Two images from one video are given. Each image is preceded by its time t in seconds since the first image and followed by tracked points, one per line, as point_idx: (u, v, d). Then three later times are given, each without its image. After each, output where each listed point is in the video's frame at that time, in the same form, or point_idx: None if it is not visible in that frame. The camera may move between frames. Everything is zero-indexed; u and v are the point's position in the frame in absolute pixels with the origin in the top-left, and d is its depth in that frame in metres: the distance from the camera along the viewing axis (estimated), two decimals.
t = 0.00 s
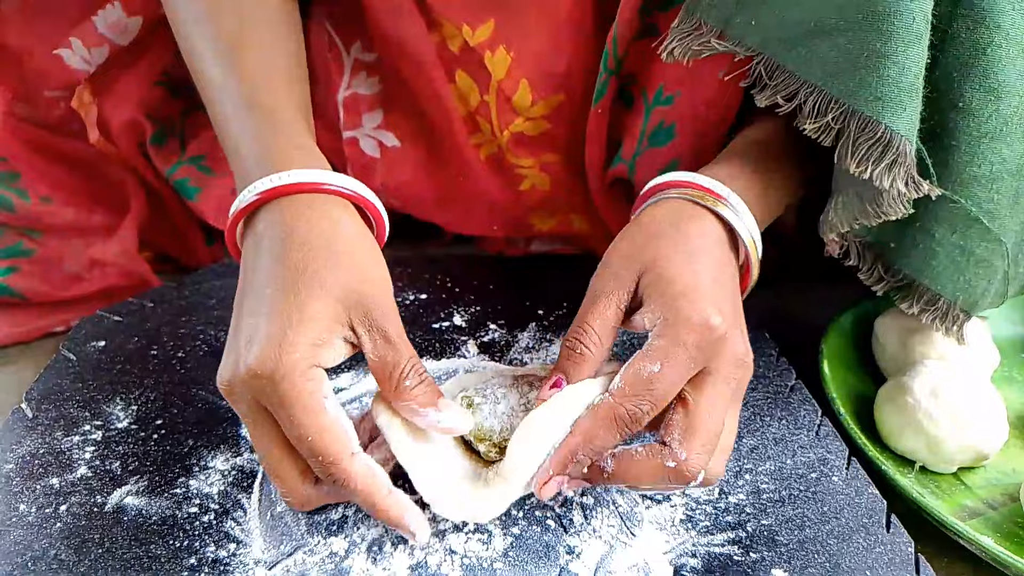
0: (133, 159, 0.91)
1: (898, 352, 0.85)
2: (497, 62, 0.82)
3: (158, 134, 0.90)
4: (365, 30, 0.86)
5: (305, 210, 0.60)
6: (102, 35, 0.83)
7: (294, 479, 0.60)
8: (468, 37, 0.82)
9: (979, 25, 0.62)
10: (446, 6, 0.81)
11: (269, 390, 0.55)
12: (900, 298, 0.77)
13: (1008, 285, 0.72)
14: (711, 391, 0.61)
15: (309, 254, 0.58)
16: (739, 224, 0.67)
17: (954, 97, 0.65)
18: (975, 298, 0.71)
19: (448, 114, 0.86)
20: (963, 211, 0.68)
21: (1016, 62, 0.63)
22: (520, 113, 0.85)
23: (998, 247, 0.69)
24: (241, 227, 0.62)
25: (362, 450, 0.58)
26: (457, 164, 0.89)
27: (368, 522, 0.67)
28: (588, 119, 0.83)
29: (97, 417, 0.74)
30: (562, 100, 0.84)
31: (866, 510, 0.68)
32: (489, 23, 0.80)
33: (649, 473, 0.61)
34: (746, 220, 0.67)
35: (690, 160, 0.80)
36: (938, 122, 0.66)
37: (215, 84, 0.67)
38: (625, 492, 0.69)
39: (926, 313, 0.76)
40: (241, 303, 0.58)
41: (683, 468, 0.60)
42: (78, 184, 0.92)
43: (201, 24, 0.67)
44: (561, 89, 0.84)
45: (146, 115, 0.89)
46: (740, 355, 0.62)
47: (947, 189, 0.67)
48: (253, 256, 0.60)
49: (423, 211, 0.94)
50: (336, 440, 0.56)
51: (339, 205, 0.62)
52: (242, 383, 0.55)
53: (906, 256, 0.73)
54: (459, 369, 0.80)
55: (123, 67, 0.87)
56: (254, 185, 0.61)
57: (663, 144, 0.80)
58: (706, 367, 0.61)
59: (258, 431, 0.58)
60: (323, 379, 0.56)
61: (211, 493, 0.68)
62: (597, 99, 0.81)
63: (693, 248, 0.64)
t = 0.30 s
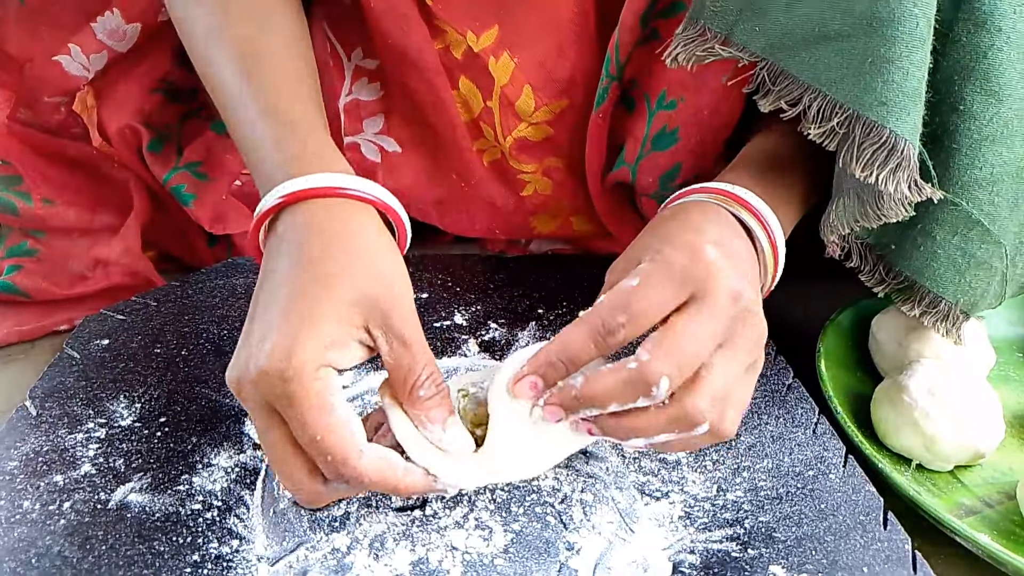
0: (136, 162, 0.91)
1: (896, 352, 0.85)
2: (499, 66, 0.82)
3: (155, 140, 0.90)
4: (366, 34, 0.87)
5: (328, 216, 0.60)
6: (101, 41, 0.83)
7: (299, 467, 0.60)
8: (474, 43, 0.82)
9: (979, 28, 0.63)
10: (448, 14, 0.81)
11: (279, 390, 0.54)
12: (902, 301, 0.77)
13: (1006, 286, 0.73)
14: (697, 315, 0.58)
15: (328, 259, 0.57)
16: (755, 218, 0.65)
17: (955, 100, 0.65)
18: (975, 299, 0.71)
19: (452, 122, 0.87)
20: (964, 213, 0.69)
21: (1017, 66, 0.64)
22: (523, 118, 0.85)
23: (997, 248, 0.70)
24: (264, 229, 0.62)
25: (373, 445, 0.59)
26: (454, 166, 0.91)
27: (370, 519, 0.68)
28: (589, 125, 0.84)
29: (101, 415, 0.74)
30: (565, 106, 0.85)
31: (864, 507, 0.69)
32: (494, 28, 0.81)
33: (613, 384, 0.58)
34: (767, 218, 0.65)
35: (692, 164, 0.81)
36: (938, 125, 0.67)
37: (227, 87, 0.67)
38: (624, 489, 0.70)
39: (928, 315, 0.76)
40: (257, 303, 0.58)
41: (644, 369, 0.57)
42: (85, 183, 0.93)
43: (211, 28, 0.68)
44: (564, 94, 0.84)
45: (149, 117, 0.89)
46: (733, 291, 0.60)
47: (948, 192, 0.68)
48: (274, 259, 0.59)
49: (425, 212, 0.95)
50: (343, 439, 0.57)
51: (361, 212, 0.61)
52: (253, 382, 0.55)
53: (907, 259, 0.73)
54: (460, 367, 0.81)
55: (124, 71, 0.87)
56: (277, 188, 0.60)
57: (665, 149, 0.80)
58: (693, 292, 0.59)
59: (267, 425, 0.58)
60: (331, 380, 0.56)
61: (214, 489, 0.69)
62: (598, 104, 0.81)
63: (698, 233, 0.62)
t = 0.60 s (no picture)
0: (135, 161, 0.91)
1: (895, 352, 0.85)
2: (501, 65, 0.82)
3: (157, 137, 0.90)
4: (366, 34, 0.87)
5: (338, 158, 0.59)
6: (105, 39, 0.83)
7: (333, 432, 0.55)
8: (473, 42, 0.82)
9: (983, 30, 0.63)
10: (447, 12, 0.82)
11: (326, 318, 0.52)
12: (904, 304, 0.77)
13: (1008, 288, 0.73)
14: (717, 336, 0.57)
15: (349, 193, 0.57)
16: (753, 222, 0.65)
17: (958, 102, 0.65)
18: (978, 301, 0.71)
19: (451, 120, 0.87)
20: (968, 216, 0.69)
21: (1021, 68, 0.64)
22: (523, 117, 0.85)
23: (1000, 250, 0.70)
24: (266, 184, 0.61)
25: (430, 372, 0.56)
26: (454, 164, 0.90)
27: (368, 519, 0.68)
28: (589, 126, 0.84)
29: (99, 415, 0.74)
30: (565, 105, 0.85)
31: (863, 508, 0.69)
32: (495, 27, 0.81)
33: (636, 416, 0.56)
34: (764, 219, 0.65)
35: (692, 164, 0.81)
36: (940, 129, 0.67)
37: (234, 74, 0.66)
38: (623, 489, 0.70)
39: (931, 318, 0.76)
40: (278, 249, 0.57)
41: (669, 401, 0.55)
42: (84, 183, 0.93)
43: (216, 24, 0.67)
44: (564, 93, 0.84)
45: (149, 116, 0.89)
46: (750, 311, 0.59)
47: (952, 195, 0.68)
48: (284, 205, 0.58)
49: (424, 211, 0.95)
50: (397, 364, 0.53)
51: (369, 155, 0.61)
52: (293, 314, 0.53)
53: (910, 261, 0.73)
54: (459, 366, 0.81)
55: (126, 70, 0.87)
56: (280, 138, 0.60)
57: (666, 151, 0.80)
58: (720, 312, 0.58)
59: (310, 371, 0.54)
60: (375, 305, 0.54)
61: (212, 489, 0.68)
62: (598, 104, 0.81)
63: (704, 235, 0.62)
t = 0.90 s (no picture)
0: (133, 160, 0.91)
1: (894, 350, 0.85)
2: (499, 62, 0.82)
3: (157, 135, 0.90)
4: (365, 31, 0.87)
5: (344, 157, 0.60)
6: (103, 36, 0.82)
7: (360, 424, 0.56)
8: (473, 39, 0.82)
9: (982, 28, 0.63)
10: (446, 8, 0.81)
11: (331, 309, 0.53)
12: (902, 302, 0.77)
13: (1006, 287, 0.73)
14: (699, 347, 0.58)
15: (356, 191, 0.57)
16: (760, 222, 0.64)
17: (956, 101, 0.65)
18: (976, 299, 0.71)
19: (450, 118, 0.87)
20: (966, 214, 0.68)
21: (1020, 67, 0.64)
22: (522, 115, 0.85)
23: (998, 249, 0.70)
24: (273, 183, 0.61)
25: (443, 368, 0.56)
26: (451, 160, 0.91)
27: (367, 517, 0.68)
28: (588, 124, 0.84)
29: (99, 413, 0.74)
30: (564, 103, 0.85)
31: (862, 505, 0.69)
32: (494, 25, 0.81)
33: (613, 429, 0.57)
34: (769, 216, 0.64)
35: (692, 162, 0.81)
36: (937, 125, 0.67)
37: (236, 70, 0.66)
38: (623, 487, 0.70)
39: (928, 316, 0.76)
40: (288, 244, 0.57)
41: (644, 412, 0.56)
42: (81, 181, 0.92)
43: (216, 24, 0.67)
44: (563, 91, 0.84)
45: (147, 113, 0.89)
46: (739, 327, 0.58)
47: (948, 193, 0.68)
48: (292, 202, 0.59)
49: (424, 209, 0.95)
50: (401, 357, 0.54)
51: (375, 153, 0.61)
52: (304, 307, 0.53)
53: (908, 259, 0.73)
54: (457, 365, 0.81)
55: (124, 68, 0.87)
56: (287, 136, 0.60)
57: (665, 149, 0.80)
58: (695, 327, 0.58)
59: (322, 360, 0.55)
60: (383, 297, 0.54)
61: (212, 488, 0.68)
62: (597, 101, 0.81)
63: (699, 244, 0.62)
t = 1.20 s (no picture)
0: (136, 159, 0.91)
1: (896, 352, 0.85)
2: (503, 61, 0.82)
3: (169, 127, 0.90)
4: (368, 31, 0.87)
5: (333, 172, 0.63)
6: (121, 32, 0.83)
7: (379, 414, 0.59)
8: (474, 38, 0.82)
9: (985, 31, 0.63)
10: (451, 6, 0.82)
11: (298, 301, 0.56)
12: (905, 305, 0.77)
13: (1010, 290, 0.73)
14: (748, 354, 0.59)
15: (338, 199, 0.61)
16: (758, 208, 0.65)
17: (958, 104, 0.66)
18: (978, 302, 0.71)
19: (453, 118, 0.87)
20: (968, 217, 0.69)
21: (1022, 70, 0.64)
22: (524, 115, 0.85)
23: (1000, 253, 0.70)
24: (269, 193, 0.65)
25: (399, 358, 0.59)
26: (456, 161, 0.91)
27: (369, 516, 0.68)
28: (589, 124, 0.84)
29: (101, 412, 0.74)
30: (566, 103, 0.85)
31: (863, 506, 0.69)
32: (496, 24, 0.81)
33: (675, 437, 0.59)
34: (766, 203, 0.65)
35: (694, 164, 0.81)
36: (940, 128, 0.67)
37: (236, 76, 0.68)
38: (624, 487, 0.70)
39: (929, 318, 0.76)
40: (270, 248, 0.61)
41: (711, 431, 0.58)
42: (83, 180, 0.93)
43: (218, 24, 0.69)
44: (565, 91, 0.84)
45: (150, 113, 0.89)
46: (786, 324, 0.60)
47: (951, 197, 0.68)
48: (283, 209, 0.62)
49: (426, 210, 0.95)
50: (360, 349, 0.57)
51: (364, 168, 0.65)
52: (275, 299, 0.57)
53: (910, 262, 0.73)
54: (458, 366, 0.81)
55: (127, 67, 0.87)
56: (283, 149, 0.64)
57: (667, 150, 0.80)
58: (748, 331, 0.59)
59: (290, 351, 0.58)
60: (349, 291, 0.58)
61: (214, 487, 0.69)
62: (600, 102, 0.81)
63: (720, 241, 0.62)
